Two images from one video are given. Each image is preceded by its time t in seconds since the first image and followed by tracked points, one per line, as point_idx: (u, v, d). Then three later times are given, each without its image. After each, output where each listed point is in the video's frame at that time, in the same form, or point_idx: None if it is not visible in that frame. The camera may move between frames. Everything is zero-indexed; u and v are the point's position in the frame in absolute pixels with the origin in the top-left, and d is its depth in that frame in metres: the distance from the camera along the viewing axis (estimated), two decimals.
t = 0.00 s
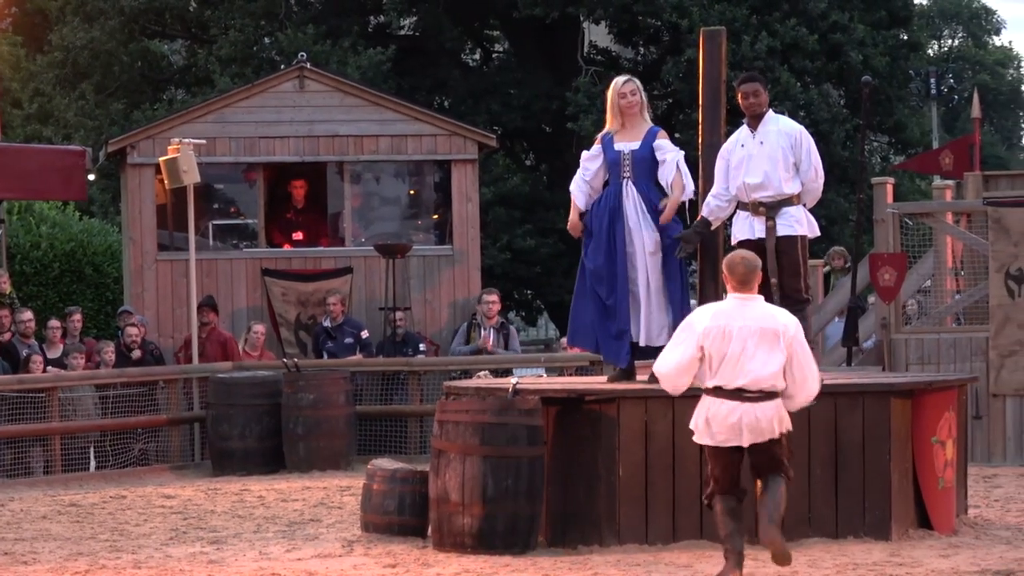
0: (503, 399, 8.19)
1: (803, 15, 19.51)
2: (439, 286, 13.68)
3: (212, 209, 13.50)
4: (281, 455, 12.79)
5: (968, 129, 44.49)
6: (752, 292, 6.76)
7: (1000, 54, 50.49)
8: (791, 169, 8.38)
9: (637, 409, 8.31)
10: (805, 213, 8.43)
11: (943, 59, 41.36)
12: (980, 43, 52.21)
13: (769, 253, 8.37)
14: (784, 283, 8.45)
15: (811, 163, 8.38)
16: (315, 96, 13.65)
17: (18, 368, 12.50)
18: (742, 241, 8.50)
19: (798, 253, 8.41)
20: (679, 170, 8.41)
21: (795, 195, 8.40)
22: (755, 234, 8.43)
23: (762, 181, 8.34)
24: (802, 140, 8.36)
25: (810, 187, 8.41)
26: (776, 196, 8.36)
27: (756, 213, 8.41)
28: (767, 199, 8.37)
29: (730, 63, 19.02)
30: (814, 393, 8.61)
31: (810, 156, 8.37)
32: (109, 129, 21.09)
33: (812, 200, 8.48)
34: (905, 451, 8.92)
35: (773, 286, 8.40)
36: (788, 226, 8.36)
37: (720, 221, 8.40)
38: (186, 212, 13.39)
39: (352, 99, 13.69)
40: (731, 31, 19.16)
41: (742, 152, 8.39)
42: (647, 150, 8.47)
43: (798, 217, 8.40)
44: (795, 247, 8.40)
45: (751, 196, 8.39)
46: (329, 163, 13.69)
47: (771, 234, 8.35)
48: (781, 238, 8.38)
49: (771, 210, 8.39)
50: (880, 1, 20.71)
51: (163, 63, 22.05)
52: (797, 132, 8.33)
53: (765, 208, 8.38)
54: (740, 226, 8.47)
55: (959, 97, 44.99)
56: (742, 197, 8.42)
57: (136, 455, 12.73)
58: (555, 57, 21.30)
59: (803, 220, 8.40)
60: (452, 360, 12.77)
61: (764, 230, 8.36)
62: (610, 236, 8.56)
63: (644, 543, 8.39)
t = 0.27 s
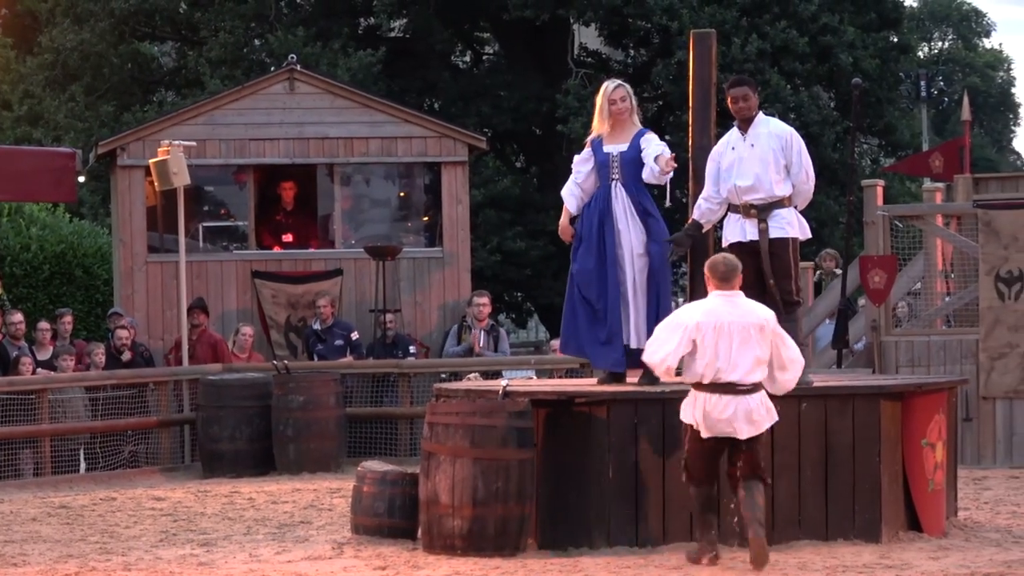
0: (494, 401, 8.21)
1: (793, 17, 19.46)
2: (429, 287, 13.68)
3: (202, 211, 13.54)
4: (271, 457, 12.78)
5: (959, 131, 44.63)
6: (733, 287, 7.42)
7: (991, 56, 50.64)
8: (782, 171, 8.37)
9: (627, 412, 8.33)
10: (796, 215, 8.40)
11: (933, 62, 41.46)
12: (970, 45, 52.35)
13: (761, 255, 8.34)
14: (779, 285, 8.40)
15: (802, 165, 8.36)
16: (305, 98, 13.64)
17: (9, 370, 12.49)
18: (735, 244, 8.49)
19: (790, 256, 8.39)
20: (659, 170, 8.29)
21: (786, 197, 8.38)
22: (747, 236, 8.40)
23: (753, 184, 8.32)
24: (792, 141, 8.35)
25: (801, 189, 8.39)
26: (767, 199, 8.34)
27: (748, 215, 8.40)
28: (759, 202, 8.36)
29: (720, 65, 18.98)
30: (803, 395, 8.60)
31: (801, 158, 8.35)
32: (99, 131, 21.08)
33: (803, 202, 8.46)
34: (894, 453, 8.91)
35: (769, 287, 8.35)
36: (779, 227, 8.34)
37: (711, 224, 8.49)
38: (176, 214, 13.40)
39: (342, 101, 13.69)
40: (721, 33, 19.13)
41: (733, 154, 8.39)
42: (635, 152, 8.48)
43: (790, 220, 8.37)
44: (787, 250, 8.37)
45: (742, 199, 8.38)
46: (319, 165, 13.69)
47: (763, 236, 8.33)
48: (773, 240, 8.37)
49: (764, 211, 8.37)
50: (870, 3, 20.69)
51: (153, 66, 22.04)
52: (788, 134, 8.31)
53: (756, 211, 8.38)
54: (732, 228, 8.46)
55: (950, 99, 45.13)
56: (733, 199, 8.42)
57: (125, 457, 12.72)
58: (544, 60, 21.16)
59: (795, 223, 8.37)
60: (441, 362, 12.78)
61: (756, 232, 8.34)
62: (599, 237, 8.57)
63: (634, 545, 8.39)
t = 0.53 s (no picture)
0: (485, 403, 8.19)
1: (783, 20, 19.41)
2: (419, 290, 13.67)
3: (193, 213, 13.56)
4: (261, 459, 12.78)
5: (949, 134, 44.79)
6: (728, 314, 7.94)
7: (981, 59, 50.83)
8: (773, 174, 8.36)
9: (616, 414, 8.35)
10: (788, 217, 8.38)
11: (924, 64, 41.52)
12: (961, 49, 52.54)
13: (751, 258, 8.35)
14: (762, 288, 8.45)
15: (792, 168, 8.34)
16: (295, 101, 13.64)
17: None
18: (726, 247, 8.51)
19: (780, 259, 8.39)
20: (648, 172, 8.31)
21: (777, 200, 8.37)
22: (738, 239, 8.42)
23: (743, 188, 8.33)
24: (783, 144, 8.33)
25: (792, 191, 8.38)
26: (758, 202, 8.34)
27: (738, 218, 8.40)
28: (749, 205, 8.36)
29: (710, 68, 18.96)
30: (794, 398, 8.57)
31: (791, 161, 8.33)
32: (89, 133, 21.07)
33: (796, 204, 8.44)
34: (883, 455, 8.88)
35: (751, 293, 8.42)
36: (770, 231, 8.33)
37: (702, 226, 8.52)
38: (166, 216, 13.41)
39: (332, 103, 13.68)
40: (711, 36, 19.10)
41: (723, 158, 8.40)
42: (625, 154, 8.51)
43: (781, 222, 8.36)
44: (778, 253, 8.35)
45: (733, 202, 8.39)
46: (309, 168, 13.70)
47: (753, 240, 8.34)
48: (763, 244, 8.36)
49: (755, 214, 8.37)
50: (859, 6, 20.66)
51: (143, 68, 22.02)
52: (778, 137, 8.30)
53: (747, 213, 8.37)
54: (723, 231, 8.48)
55: (940, 103, 45.27)
56: (724, 202, 8.43)
57: (115, 459, 12.72)
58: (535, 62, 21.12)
59: (786, 225, 8.35)
60: (432, 365, 12.76)
61: (746, 235, 8.35)
62: (588, 240, 8.56)
63: (623, 548, 8.38)
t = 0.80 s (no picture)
0: (475, 404, 8.17)
1: (774, 22, 19.40)
2: (410, 292, 13.67)
3: (183, 216, 13.59)
4: (252, 461, 12.78)
5: (938, 136, 44.84)
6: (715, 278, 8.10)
7: (971, 62, 50.96)
8: (764, 177, 8.37)
9: (608, 418, 8.34)
10: (780, 219, 8.38)
11: (915, 66, 41.56)
12: (951, 51, 52.63)
13: (744, 261, 8.34)
14: (755, 292, 8.42)
15: (783, 170, 8.35)
16: (286, 103, 13.64)
17: None
18: (718, 250, 8.49)
19: (773, 262, 8.37)
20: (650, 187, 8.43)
21: (769, 203, 8.37)
22: (730, 243, 8.40)
23: (735, 191, 8.34)
24: (773, 147, 8.34)
25: (784, 193, 8.38)
26: (749, 206, 8.34)
27: (731, 222, 8.38)
28: (742, 208, 8.35)
29: (701, 71, 18.95)
30: (784, 400, 8.55)
31: (782, 163, 8.34)
32: (80, 135, 21.06)
33: (787, 206, 8.45)
34: (876, 458, 8.84)
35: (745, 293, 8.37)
36: (762, 233, 8.32)
37: (696, 227, 8.52)
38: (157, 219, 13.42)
39: (323, 106, 13.68)
40: (702, 38, 19.10)
41: (714, 161, 8.40)
42: (615, 158, 8.52)
43: (773, 224, 8.35)
44: (770, 255, 8.34)
45: (724, 205, 8.38)
46: (300, 171, 13.69)
47: (745, 242, 8.32)
48: (755, 246, 8.35)
49: (747, 217, 8.35)
50: (851, 9, 20.54)
51: (134, 70, 22.00)
52: (767, 139, 8.32)
53: (738, 216, 8.36)
54: (716, 234, 8.47)
55: (930, 105, 45.31)
56: (715, 206, 8.42)
57: (106, 461, 12.72)
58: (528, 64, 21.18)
59: (778, 228, 8.35)
60: (423, 367, 12.76)
61: (738, 238, 8.33)
62: (577, 243, 8.56)
63: (615, 550, 8.38)
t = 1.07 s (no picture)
0: (466, 406, 8.14)
1: (766, 24, 19.38)
2: (402, 293, 13.68)
3: (175, 218, 13.56)
4: (244, 463, 12.78)
5: (929, 137, 44.91)
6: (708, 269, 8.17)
7: (963, 63, 50.99)
8: (755, 178, 8.36)
9: (601, 420, 8.33)
10: (772, 220, 8.37)
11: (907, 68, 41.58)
12: (942, 52, 52.66)
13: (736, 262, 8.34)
14: (748, 294, 8.41)
15: (774, 171, 8.34)
16: (278, 105, 13.65)
17: None
18: (711, 252, 8.48)
19: (765, 263, 8.37)
20: (633, 198, 8.51)
21: (761, 204, 8.37)
22: (723, 244, 8.40)
23: (726, 194, 8.33)
24: (763, 148, 8.33)
25: (776, 194, 8.38)
26: (741, 207, 8.33)
27: (722, 224, 8.38)
28: (733, 210, 8.35)
29: (693, 73, 18.93)
30: (775, 402, 8.54)
31: (773, 164, 8.33)
32: (71, 137, 21.05)
33: (780, 206, 8.45)
34: (868, 459, 8.83)
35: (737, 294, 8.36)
36: (754, 235, 8.32)
37: (689, 229, 8.50)
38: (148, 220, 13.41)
39: (315, 108, 13.69)
40: (693, 40, 19.09)
41: (704, 164, 8.40)
42: (606, 160, 8.51)
43: (766, 225, 8.35)
44: (762, 255, 8.35)
45: (716, 208, 8.37)
46: (292, 172, 13.69)
47: (737, 244, 8.32)
48: (748, 248, 8.35)
49: (738, 219, 8.36)
50: (842, 10, 20.57)
51: (126, 72, 21.98)
52: (757, 141, 8.30)
53: (730, 218, 8.36)
54: (708, 236, 8.46)
55: (921, 107, 45.37)
56: (707, 208, 8.41)
57: (98, 463, 12.73)
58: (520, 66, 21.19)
59: (771, 229, 8.35)
60: (414, 369, 12.76)
61: (731, 240, 8.33)
62: (569, 244, 8.57)
63: (608, 552, 8.35)
